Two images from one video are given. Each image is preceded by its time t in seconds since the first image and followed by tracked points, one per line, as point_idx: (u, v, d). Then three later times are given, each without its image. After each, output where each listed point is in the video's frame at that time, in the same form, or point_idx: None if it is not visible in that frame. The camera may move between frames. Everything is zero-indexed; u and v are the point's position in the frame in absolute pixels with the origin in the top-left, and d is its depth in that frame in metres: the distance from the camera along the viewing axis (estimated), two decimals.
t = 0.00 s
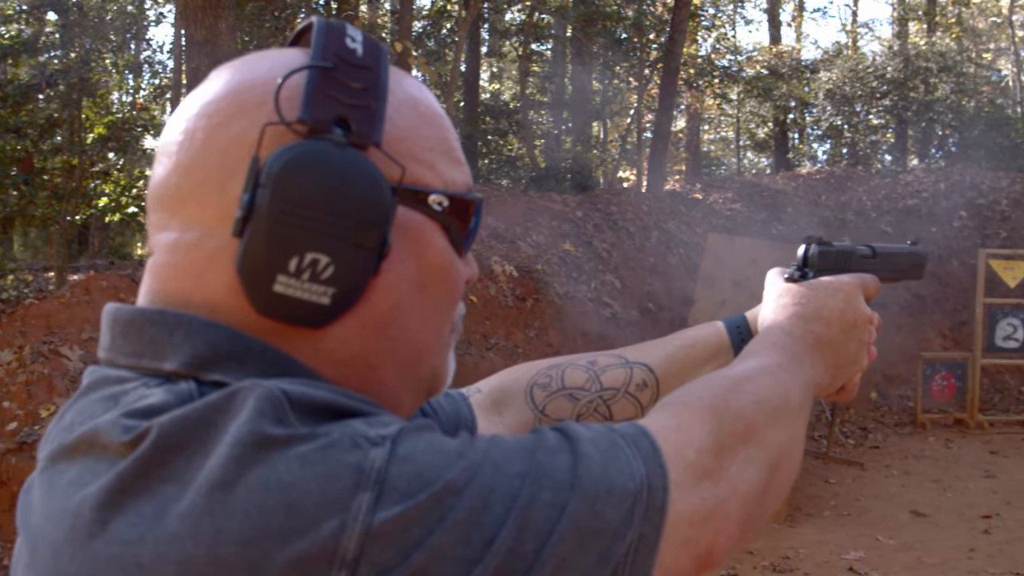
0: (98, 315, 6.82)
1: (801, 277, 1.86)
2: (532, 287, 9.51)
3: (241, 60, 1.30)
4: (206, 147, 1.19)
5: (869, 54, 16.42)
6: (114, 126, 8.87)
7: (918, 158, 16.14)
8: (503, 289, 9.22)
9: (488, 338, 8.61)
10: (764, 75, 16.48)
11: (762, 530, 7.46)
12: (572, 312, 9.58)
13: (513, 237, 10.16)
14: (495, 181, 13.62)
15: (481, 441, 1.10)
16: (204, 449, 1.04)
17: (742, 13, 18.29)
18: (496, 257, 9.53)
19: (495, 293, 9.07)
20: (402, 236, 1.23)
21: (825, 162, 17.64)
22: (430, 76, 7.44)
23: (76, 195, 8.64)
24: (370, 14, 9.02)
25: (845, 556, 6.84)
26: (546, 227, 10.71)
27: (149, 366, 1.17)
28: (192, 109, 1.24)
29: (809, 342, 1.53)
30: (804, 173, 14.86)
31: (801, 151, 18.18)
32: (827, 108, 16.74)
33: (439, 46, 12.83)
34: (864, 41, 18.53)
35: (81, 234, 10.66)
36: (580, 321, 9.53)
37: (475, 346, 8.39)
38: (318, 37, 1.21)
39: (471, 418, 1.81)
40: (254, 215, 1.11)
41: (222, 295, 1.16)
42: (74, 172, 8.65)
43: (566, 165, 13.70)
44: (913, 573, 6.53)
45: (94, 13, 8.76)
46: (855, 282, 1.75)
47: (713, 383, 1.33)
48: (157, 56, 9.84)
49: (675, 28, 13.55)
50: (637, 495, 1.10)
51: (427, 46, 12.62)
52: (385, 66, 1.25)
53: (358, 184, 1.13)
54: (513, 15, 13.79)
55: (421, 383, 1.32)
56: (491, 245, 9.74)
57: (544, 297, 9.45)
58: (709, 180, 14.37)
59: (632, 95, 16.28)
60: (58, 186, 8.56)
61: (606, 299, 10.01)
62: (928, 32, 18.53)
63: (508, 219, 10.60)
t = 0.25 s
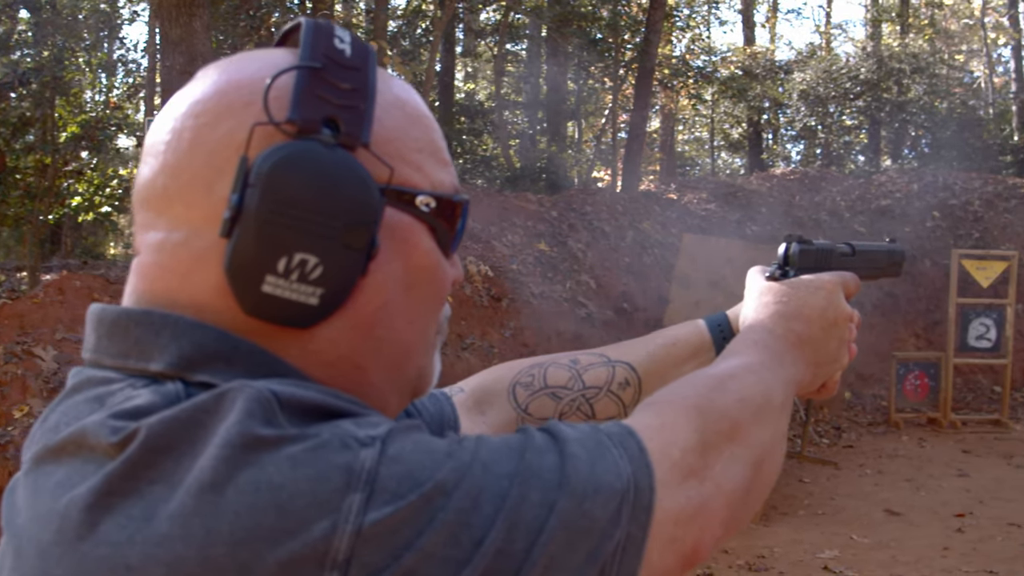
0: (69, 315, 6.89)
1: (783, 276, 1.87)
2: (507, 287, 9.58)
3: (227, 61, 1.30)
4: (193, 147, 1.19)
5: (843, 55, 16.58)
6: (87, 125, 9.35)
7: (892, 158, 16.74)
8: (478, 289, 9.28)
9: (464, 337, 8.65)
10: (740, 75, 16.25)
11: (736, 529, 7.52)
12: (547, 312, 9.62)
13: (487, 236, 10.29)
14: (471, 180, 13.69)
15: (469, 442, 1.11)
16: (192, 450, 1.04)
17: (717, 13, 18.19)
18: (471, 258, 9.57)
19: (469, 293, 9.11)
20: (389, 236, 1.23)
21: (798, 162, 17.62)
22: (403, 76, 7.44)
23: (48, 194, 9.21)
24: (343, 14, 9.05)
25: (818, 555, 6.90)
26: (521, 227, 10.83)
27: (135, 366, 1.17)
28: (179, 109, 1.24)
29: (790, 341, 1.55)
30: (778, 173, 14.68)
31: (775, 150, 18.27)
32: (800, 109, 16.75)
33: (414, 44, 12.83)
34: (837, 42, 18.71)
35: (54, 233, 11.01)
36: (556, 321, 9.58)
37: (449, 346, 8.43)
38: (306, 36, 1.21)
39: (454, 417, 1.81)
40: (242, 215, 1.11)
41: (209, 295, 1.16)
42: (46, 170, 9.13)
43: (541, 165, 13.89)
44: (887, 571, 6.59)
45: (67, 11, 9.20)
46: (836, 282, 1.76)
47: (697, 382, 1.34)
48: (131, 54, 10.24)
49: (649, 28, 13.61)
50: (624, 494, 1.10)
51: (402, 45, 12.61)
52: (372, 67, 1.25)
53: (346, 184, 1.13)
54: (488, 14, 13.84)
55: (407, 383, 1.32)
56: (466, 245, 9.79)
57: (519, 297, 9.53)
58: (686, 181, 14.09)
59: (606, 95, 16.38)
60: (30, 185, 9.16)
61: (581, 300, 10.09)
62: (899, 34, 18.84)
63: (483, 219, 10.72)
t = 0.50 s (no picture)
0: (44, 316, 7.49)
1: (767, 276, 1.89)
2: (483, 288, 9.70)
3: (215, 60, 1.29)
4: (181, 148, 1.18)
5: (818, 56, 16.60)
6: (62, 124, 9.99)
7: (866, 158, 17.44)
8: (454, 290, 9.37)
9: (440, 338, 8.70)
10: (716, 75, 16.08)
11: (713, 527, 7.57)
12: (523, 312, 9.68)
13: (465, 236, 10.46)
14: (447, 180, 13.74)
15: (459, 441, 1.11)
16: (183, 451, 1.04)
17: (694, 12, 18.05)
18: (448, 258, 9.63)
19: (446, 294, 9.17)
20: (378, 236, 1.23)
21: (774, 162, 17.77)
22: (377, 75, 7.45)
23: (22, 192, 9.64)
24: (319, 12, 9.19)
25: (795, 553, 6.95)
26: (498, 227, 10.95)
27: (123, 366, 1.16)
28: (166, 110, 1.23)
29: (774, 340, 1.56)
30: (754, 173, 14.73)
31: (749, 151, 18.02)
32: (776, 109, 16.71)
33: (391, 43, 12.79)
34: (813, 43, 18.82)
35: (28, 232, 11.00)
36: (533, 321, 9.63)
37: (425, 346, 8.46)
38: (295, 36, 1.21)
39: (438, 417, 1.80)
40: (232, 215, 1.11)
41: (197, 296, 1.15)
42: (19, 169, 9.72)
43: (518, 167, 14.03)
44: (863, 568, 6.65)
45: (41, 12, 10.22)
46: (819, 281, 1.77)
47: (685, 380, 1.34)
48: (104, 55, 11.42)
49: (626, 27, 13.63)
50: (614, 493, 1.11)
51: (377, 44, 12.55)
52: (361, 66, 1.25)
53: (336, 184, 1.13)
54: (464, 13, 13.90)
55: (395, 383, 1.32)
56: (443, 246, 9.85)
57: (495, 297, 9.65)
58: (661, 181, 14.30)
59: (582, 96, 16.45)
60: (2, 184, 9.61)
61: (558, 299, 10.16)
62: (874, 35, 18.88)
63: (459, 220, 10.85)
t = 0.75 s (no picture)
0: (20, 315, 7.54)
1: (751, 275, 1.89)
2: (461, 288, 9.81)
3: (202, 59, 1.29)
4: (169, 148, 1.18)
5: (794, 57, 16.64)
6: (38, 123, 10.23)
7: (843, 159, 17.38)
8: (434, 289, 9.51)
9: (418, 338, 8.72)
10: (693, 75, 15.94)
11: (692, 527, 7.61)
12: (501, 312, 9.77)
13: (443, 236, 10.48)
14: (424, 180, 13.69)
15: (449, 441, 1.11)
16: (173, 452, 1.03)
17: (672, 11, 18.06)
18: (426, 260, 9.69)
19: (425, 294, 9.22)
20: (367, 236, 1.23)
21: (751, 162, 17.91)
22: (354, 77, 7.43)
23: None
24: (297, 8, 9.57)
25: (774, 552, 7.00)
26: (476, 227, 10.96)
27: (111, 367, 1.15)
28: (153, 109, 1.22)
29: (758, 338, 1.57)
30: (732, 173, 14.74)
31: (726, 151, 18.13)
32: (753, 109, 16.75)
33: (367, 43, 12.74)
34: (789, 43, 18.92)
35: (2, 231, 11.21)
36: (511, 321, 9.73)
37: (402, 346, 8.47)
38: (283, 35, 1.21)
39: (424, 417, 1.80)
40: (220, 215, 1.10)
41: (185, 295, 1.15)
42: None
43: (496, 167, 14.02)
44: (841, 567, 6.70)
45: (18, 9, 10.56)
46: (802, 279, 1.78)
47: (671, 378, 1.35)
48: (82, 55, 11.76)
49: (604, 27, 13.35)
50: (603, 492, 1.11)
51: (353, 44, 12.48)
52: (349, 65, 1.25)
53: (325, 183, 1.13)
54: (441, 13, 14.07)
55: (383, 383, 1.32)
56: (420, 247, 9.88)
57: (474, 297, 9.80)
58: (639, 181, 14.25)
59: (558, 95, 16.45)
60: None
61: (536, 299, 10.22)
62: (849, 35, 18.94)
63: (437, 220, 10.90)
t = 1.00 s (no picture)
0: None
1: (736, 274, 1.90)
2: (440, 288, 9.94)
3: (188, 58, 1.28)
4: (156, 147, 1.17)
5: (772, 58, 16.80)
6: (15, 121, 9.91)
7: (819, 159, 17.28)
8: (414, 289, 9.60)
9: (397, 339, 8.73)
10: (670, 75, 16.07)
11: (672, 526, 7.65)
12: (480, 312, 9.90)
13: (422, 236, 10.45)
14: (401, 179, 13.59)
15: (440, 441, 1.11)
16: (163, 453, 1.03)
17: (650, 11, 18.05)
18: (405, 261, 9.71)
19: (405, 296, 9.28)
20: (355, 236, 1.23)
21: (728, 162, 17.51)
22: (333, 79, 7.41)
23: None
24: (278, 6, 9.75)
25: (752, 551, 7.05)
26: (454, 226, 10.87)
27: (99, 367, 1.15)
28: (140, 108, 1.21)
29: (744, 337, 1.58)
30: (710, 173, 14.70)
31: (703, 151, 17.86)
32: (730, 109, 16.64)
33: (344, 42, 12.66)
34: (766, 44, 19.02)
35: None
36: (488, 321, 9.90)
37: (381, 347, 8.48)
38: (271, 34, 1.20)
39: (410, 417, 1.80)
40: (210, 214, 1.10)
41: (173, 295, 1.14)
42: None
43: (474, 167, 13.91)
44: (819, 566, 6.76)
45: None
46: (787, 279, 1.79)
47: (659, 377, 1.36)
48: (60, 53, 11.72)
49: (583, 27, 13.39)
50: (593, 492, 1.11)
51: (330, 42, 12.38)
52: (336, 64, 1.24)
53: (315, 182, 1.12)
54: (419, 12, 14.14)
55: (372, 382, 1.31)
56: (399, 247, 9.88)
57: (452, 298, 9.90)
58: (616, 182, 14.08)
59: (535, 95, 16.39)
60: None
61: (515, 300, 10.32)
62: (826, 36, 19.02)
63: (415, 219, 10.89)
